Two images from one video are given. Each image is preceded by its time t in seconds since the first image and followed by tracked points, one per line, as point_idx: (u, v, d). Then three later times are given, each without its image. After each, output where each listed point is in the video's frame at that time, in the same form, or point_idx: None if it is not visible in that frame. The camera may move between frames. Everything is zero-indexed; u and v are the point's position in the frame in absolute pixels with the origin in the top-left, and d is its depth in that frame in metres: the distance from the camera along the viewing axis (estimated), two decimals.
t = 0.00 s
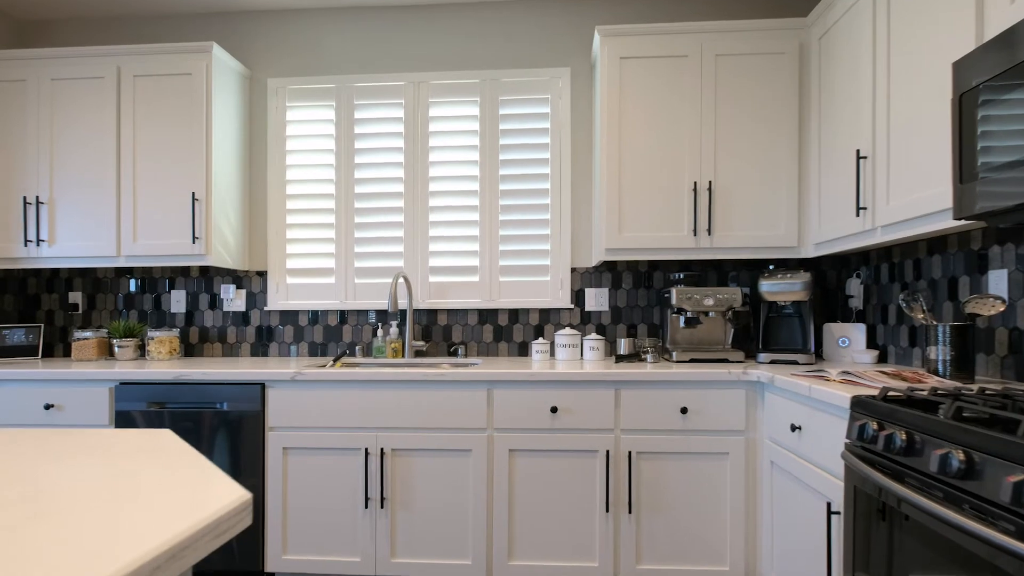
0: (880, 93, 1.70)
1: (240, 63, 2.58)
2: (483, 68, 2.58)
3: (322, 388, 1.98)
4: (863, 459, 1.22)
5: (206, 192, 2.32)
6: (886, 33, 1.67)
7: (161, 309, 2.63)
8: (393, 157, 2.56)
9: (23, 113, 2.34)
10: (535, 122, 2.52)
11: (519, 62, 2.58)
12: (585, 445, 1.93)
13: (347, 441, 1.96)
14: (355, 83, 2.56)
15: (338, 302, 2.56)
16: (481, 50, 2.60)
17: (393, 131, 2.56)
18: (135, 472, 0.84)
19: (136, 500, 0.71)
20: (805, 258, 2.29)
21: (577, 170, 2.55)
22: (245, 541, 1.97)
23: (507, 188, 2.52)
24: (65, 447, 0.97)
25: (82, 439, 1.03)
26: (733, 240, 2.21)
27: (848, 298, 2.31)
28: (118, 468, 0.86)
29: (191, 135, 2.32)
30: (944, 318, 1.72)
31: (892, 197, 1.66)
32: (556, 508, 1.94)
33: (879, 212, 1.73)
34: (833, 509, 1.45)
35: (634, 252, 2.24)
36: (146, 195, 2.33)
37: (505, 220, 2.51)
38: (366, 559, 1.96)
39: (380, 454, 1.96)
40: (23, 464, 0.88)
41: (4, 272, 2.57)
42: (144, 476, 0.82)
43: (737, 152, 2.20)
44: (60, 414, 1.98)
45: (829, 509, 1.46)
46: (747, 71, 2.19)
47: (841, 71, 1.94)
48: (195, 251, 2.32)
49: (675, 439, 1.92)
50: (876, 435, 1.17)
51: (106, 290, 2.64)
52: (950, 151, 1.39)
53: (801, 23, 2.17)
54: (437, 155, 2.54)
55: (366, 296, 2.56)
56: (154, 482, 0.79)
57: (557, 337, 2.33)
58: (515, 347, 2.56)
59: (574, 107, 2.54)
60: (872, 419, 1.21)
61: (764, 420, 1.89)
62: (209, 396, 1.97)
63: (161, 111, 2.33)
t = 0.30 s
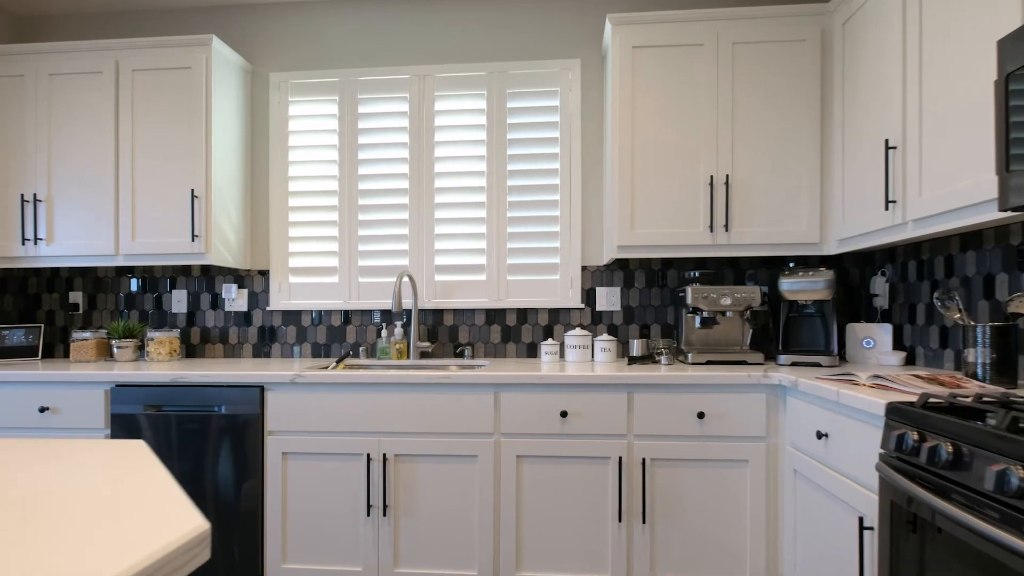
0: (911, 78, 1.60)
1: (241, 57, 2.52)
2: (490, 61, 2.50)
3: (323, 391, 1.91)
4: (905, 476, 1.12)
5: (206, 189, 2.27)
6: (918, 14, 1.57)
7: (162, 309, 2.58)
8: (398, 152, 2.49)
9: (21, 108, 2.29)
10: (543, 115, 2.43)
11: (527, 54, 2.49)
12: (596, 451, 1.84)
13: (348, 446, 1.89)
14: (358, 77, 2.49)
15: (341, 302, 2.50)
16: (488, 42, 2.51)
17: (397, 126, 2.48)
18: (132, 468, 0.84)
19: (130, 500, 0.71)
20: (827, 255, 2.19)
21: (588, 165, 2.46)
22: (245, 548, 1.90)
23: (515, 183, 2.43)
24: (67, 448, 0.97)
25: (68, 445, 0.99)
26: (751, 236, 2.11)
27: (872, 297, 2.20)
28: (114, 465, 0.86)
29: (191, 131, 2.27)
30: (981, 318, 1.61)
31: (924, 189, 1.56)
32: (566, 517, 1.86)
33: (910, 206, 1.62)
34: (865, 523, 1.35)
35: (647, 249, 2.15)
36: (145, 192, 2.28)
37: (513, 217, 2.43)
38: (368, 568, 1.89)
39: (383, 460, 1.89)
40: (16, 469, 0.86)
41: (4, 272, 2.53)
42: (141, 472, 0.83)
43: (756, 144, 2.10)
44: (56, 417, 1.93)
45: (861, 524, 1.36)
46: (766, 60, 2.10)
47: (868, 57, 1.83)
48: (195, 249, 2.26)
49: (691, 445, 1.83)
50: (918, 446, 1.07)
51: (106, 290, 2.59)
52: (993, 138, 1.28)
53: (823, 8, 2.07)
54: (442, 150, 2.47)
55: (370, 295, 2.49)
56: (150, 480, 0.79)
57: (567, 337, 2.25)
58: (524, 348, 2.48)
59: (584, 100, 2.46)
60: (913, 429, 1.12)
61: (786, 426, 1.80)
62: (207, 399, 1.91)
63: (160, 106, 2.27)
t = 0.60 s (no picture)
0: (948, 62, 1.50)
1: (247, 52, 2.48)
2: (500, 53, 2.43)
3: (328, 394, 1.85)
4: (953, 493, 1.03)
5: (211, 187, 2.22)
6: None
7: (169, 309, 2.55)
8: (406, 148, 2.43)
9: (28, 107, 2.27)
10: (555, 109, 2.36)
11: (538, 46, 2.42)
12: (611, 457, 1.77)
13: (354, 451, 1.84)
14: (366, 71, 2.44)
15: (349, 301, 2.44)
16: (498, 34, 2.45)
17: (405, 122, 2.42)
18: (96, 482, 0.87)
19: (110, 509, 0.75)
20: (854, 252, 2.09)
21: (601, 160, 2.38)
22: (250, 554, 1.85)
23: (526, 180, 2.36)
24: (65, 459, 0.99)
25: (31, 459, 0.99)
26: (773, 233, 2.02)
27: (902, 296, 2.10)
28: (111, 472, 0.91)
29: (196, 128, 2.23)
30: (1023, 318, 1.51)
31: (962, 181, 1.46)
32: (579, 525, 1.78)
33: (947, 199, 1.52)
34: (903, 540, 1.26)
35: (664, 247, 2.07)
36: (150, 190, 2.24)
37: (524, 214, 2.36)
38: None
39: (389, 465, 1.83)
40: None
41: (12, 272, 2.51)
42: (112, 483, 0.87)
43: (778, 136, 2.01)
44: (59, 419, 1.89)
45: (899, 541, 1.27)
46: (789, 48, 2.00)
47: (899, 42, 1.73)
48: (200, 248, 2.22)
49: (711, 452, 1.75)
50: (967, 461, 0.98)
51: (114, 290, 2.56)
52: None
53: None
54: (451, 146, 2.40)
55: (378, 295, 2.44)
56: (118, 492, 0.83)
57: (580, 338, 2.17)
58: (535, 349, 2.41)
59: (598, 93, 2.38)
60: (959, 441, 1.02)
61: (812, 433, 1.71)
62: (211, 401, 1.86)
63: (165, 103, 2.24)
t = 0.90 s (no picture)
0: (994, 43, 1.40)
1: (259, 50, 2.46)
2: (515, 46, 2.37)
3: (339, 396, 1.81)
4: (1006, 507, 0.94)
5: (223, 186, 2.20)
6: None
7: (183, 309, 2.54)
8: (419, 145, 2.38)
9: (43, 107, 2.28)
10: (571, 103, 2.29)
11: (554, 38, 2.36)
12: (630, 463, 1.69)
13: (364, 454, 1.79)
14: (378, 67, 2.40)
15: (362, 301, 2.40)
16: (512, 27, 2.39)
17: (418, 118, 2.38)
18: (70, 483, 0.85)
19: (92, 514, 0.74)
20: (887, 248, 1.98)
21: (619, 155, 2.31)
22: (259, 559, 1.82)
23: (541, 176, 2.30)
24: (30, 457, 0.98)
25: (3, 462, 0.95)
26: (801, 228, 1.92)
27: (939, 294, 1.98)
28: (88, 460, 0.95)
29: (207, 126, 2.21)
30: None
31: (1010, 170, 1.36)
32: (597, 533, 1.71)
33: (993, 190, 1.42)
34: (949, 557, 1.16)
35: (685, 243, 1.98)
36: (162, 189, 2.23)
37: (539, 212, 2.30)
38: None
39: (400, 469, 1.78)
40: None
41: (29, 272, 2.53)
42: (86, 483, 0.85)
43: (806, 126, 1.92)
44: (71, 420, 1.88)
45: (944, 557, 1.17)
46: (818, 34, 1.91)
47: (937, 24, 1.63)
48: (211, 247, 2.20)
49: (737, 458, 1.66)
50: None
51: (128, 290, 2.56)
52: None
53: None
54: (464, 142, 2.35)
55: (391, 295, 2.39)
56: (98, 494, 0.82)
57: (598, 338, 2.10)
58: (551, 350, 2.34)
59: (616, 86, 2.31)
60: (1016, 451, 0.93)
61: (845, 439, 1.61)
62: (220, 403, 1.83)
63: (177, 102, 2.22)
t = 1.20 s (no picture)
0: None
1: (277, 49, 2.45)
2: (534, 39, 2.31)
3: (353, 396, 1.78)
4: None
5: (239, 185, 2.19)
6: None
7: (202, 309, 2.54)
8: (436, 141, 2.34)
9: (66, 109, 2.30)
10: (592, 96, 2.22)
11: (574, 30, 2.30)
12: (653, 469, 1.62)
13: (378, 457, 1.75)
14: (395, 63, 2.37)
15: (378, 301, 2.37)
16: (531, 19, 2.33)
17: (435, 114, 2.34)
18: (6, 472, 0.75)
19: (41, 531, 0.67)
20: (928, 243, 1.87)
21: (642, 149, 2.24)
22: (274, 563, 1.79)
23: (561, 171, 2.24)
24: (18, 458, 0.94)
25: None
26: (835, 222, 1.82)
27: (985, 292, 1.86)
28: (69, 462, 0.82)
29: (224, 125, 2.20)
30: None
31: None
32: (618, 542, 1.64)
33: None
34: None
35: (711, 240, 1.90)
36: (180, 189, 2.23)
37: (559, 208, 2.23)
38: None
39: (415, 472, 1.73)
40: None
41: (54, 272, 2.56)
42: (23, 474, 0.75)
43: (840, 115, 1.82)
44: (90, 419, 1.88)
45: None
46: (854, 17, 1.81)
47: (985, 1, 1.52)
48: (228, 246, 2.19)
49: (768, 465, 1.57)
50: None
51: (149, 289, 2.58)
52: None
53: None
54: (482, 138, 2.30)
55: (408, 295, 2.35)
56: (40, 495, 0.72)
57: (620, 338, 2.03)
58: (571, 350, 2.28)
59: (638, 77, 2.23)
60: None
61: (885, 446, 1.51)
62: (236, 403, 1.82)
63: (194, 101, 2.22)
